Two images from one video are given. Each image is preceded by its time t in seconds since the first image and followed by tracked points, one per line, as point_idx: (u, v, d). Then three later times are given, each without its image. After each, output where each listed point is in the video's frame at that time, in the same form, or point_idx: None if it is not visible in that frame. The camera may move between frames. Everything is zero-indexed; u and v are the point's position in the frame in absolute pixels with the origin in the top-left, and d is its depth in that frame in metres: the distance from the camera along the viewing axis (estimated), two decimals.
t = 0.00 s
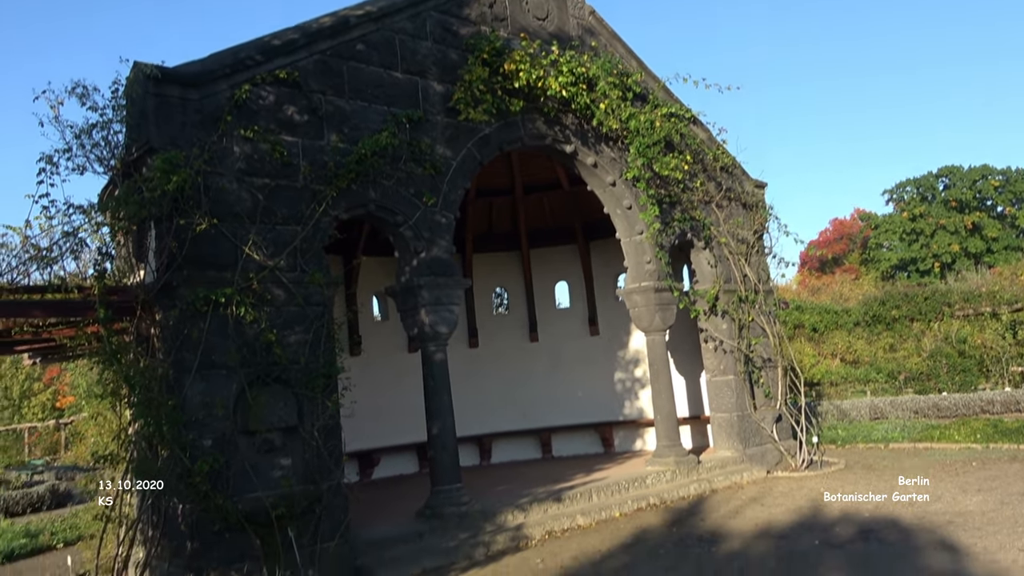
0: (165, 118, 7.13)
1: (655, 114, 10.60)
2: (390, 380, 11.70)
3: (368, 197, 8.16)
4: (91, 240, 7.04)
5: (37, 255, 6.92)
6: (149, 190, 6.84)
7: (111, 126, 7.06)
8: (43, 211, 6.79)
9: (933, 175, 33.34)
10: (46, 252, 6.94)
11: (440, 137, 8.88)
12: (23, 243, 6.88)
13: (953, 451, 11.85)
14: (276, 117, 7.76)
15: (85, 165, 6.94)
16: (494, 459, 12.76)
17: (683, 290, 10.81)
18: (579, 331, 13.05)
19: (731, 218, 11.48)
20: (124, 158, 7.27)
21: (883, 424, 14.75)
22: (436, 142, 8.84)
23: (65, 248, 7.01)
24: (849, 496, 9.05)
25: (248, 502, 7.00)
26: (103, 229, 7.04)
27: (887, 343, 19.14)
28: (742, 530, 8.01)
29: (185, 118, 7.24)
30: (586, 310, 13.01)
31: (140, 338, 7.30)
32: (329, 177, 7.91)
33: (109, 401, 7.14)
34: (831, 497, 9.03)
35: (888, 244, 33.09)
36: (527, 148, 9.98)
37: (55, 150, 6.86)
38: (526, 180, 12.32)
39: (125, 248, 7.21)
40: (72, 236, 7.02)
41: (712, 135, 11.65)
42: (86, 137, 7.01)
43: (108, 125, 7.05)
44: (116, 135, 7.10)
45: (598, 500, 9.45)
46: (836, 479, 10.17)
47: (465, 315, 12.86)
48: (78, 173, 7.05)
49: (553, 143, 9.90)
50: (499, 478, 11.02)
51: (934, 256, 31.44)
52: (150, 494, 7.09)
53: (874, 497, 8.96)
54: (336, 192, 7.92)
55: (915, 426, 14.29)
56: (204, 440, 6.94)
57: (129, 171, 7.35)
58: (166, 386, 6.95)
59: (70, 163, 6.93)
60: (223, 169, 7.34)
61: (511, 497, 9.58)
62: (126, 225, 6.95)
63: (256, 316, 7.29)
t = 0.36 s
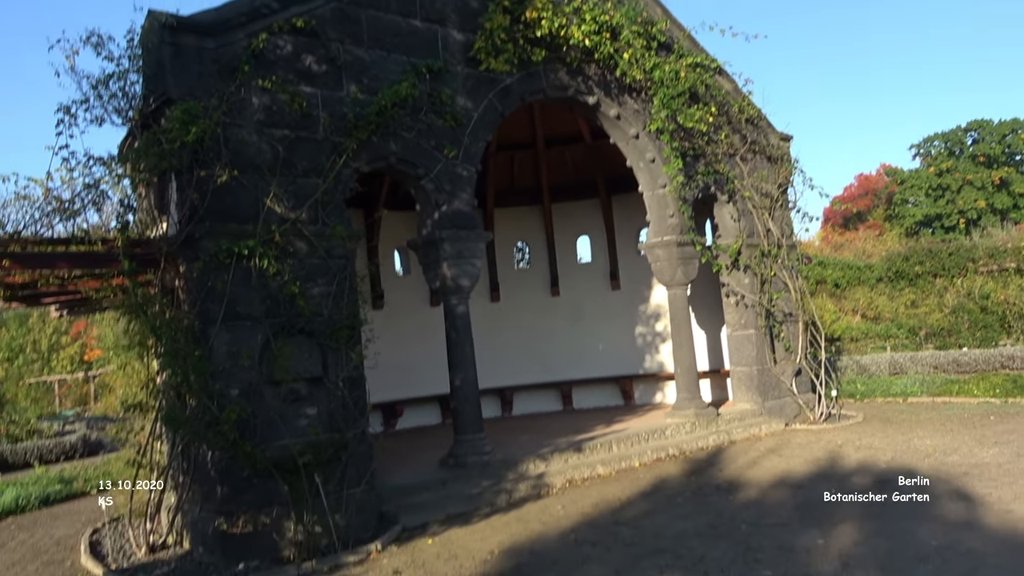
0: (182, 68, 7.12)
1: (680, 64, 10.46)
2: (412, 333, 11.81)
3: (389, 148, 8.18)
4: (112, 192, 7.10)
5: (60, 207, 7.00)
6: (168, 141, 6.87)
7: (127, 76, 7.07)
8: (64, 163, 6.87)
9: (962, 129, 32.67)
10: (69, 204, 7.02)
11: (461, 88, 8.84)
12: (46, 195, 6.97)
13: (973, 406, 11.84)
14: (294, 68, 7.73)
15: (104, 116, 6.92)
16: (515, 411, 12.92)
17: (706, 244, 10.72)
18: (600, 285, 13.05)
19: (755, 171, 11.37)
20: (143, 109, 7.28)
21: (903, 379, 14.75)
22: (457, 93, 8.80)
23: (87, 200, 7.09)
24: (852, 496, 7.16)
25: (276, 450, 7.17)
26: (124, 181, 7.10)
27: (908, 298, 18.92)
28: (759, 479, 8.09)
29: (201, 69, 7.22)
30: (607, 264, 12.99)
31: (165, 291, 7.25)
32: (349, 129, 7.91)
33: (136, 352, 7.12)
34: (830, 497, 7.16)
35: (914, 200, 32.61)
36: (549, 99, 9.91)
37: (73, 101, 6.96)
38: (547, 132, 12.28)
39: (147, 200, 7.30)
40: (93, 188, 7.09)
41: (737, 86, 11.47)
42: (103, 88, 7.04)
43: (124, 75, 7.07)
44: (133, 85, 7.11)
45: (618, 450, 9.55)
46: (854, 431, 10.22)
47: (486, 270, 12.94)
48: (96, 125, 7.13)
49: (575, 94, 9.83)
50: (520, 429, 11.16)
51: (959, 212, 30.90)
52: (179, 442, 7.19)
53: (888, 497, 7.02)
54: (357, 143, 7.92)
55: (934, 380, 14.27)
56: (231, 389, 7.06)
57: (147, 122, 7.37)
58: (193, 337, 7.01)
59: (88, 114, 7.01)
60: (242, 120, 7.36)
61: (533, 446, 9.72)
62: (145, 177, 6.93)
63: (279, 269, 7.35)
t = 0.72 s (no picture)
0: (210, 14, 7.11)
1: (715, 11, 10.13)
2: (443, 285, 11.83)
3: (418, 98, 8.14)
4: (143, 141, 7.13)
5: (93, 156, 7.05)
6: (199, 90, 6.88)
7: (156, 23, 7.06)
8: (95, 111, 6.96)
9: (1005, 81, 31.67)
10: (101, 153, 7.07)
11: (491, 35, 8.72)
12: (78, 144, 7.02)
13: (1007, 361, 11.68)
14: (322, 15, 7.65)
15: (133, 65, 7.17)
16: (545, 363, 12.98)
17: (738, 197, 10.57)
18: (631, 238, 12.95)
19: (790, 122, 11.14)
20: (171, 58, 7.47)
21: (936, 334, 14.56)
22: (487, 41, 8.68)
23: (119, 149, 7.13)
24: (853, 496, 5.94)
25: (310, 399, 7.24)
26: (155, 130, 7.12)
27: (943, 254, 18.53)
28: (789, 432, 8.08)
29: (230, 15, 7.14)
30: (638, 217, 12.87)
31: (198, 241, 7.47)
32: (378, 78, 7.83)
33: (172, 303, 7.25)
34: (830, 497, 5.94)
35: (951, 153, 31.82)
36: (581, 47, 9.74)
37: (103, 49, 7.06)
38: (577, 82, 12.11)
39: (179, 149, 7.56)
40: (125, 137, 7.13)
41: (774, 33, 11.16)
42: (131, 35, 7.04)
43: (152, 22, 7.05)
44: (161, 32, 7.11)
45: (648, 402, 9.54)
46: (886, 385, 10.14)
47: (517, 222, 12.87)
48: (127, 73, 7.25)
49: (608, 42, 9.64)
50: (550, 381, 11.20)
51: (998, 165, 29.87)
52: (216, 390, 7.35)
53: (895, 497, 5.82)
54: (387, 92, 7.87)
55: (968, 336, 14.08)
56: (266, 339, 7.14)
57: (177, 70, 7.57)
58: (227, 287, 7.13)
59: (118, 62, 7.15)
60: (272, 68, 7.30)
61: (563, 398, 9.77)
62: (175, 126, 7.08)
63: (311, 220, 7.34)
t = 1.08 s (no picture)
0: None
1: None
2: (482, 241, 11.85)
3: (457, 51, 8.10)
4: (188, 95, 7.20)
5: (139, 110, 7.13)
6: (240, 43, 6.88)
7: None
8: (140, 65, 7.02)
9: None
10: (146, 107, 7.15)
11: None
12: (125, 98, 7.10)
13: None
14: None
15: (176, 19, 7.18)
16: (583, 320, 13.02)
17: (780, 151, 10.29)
18: (671, 194, 12.77)
19: (838, 75, 10.75)
20: (213, 11, 7.47)
21: (985, 294, 14.26)
22: None
23: (164, 103, 7.21)
24: (852, 496, 5.19)
25: (352, 351, 7.33)
26: (198, 84, 7.17)
27: (995, 212, 18.01)
28: (831, 391, 8.04)
29: None
30: (679, 172, 12.67)
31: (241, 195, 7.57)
32: (418, 30, 7.70)
33: (219, 255, 7.25)
34: (828, 499, 5.18)
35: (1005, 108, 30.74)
36: None
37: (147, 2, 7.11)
38: (618, 33, 11.89)
39: (222, 103, 7.60)
40: (170, 91, 7.20)
41: None
42: None
43: None
44: None
45: (687, 359, 9.50)
46: (932, 346, 9.99)
47: (555, 178, 12.81)
48: (170, 27, 7.27)
49: None
50: (589, 338, 11.23)
51: None
52: (262, 341, 7.45)
53: (895, 499, 5.10)
54: (426, 44, 7.72)
55: (1018, 297, 13.77)
56: (309, 292, 7.28)
57: (218, 23, 7.57)
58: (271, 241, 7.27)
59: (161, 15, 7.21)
60: (312, 21, 7.34)
61: (601, 354, 9.80)
62: (218, 80, 7.02)
63: (352, 173, 7.34)
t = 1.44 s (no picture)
0: None
1: None
2: (528, 202, 11.77)
3: (503, 9, 8.04)
4: (239, 57, 7.25)
5: (192, 72, 7.20)
6: (290, 4, 6.93)
7: None
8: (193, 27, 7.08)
9: None
10: (199, 68, 7.21)
11: None
12: (178, 60, 7.17)
13: None
14: None
15: None
16: (627, 283, 12.97)
17: (836, 111, 9.94)
18: (720, 156, 12.53)
19: (899, 30, 10.14)
20: None
21: None
22: None
23: (216, 65, 7.26)
24: (854, 495, 4.76)
25: (398, 311, 7.42)
26: (249, 46, 7.21)
27: None
28: (883, 360, 7.90)
29: None
30: (728, 134, 12.43)
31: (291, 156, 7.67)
32: None
33: (268, 215, 7.45)
34: (829, 498, 4.75)
35: None
36: None
37: None
38: None
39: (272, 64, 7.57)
40: (222, 53, 7.24)
41: None
42: None
43: None
44: None
45: (734, 325, 9.40)
46: (990, 315, 9.72)
47: (601, 138, 12.67)
48: None
49: None
50: (634, 301, 11.18)
51: None
52: (311, 301, 7.64)
53: (897, 497, 4.67)
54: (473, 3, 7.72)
55: None
56: (356, 253, 7.32)
57: None
58: (320, 201, 7.31)
59: None
60: None
61: (646, 318, 9.75)
62: (268, 41, 7.06)
63: (399, 134, 7.35)
